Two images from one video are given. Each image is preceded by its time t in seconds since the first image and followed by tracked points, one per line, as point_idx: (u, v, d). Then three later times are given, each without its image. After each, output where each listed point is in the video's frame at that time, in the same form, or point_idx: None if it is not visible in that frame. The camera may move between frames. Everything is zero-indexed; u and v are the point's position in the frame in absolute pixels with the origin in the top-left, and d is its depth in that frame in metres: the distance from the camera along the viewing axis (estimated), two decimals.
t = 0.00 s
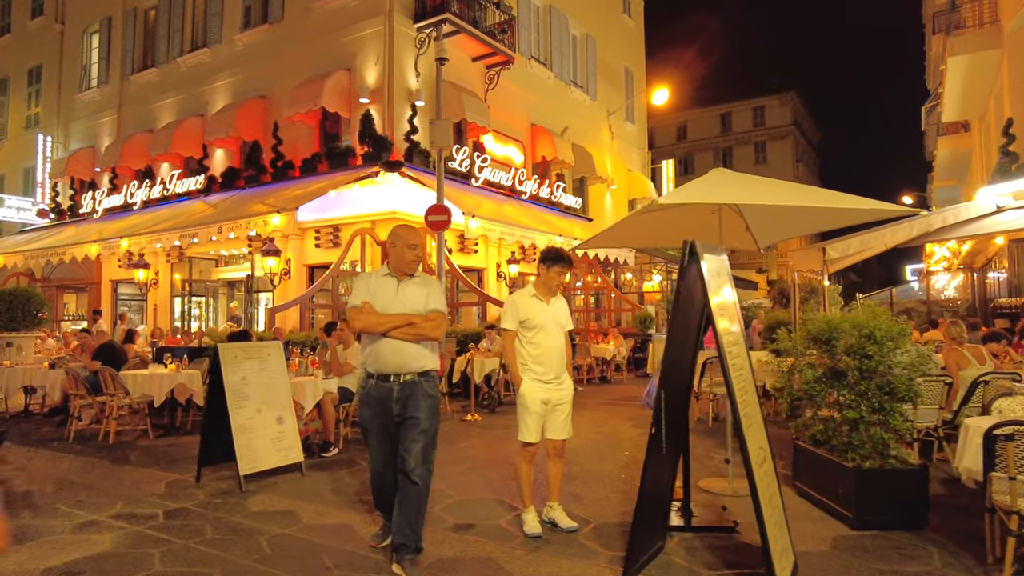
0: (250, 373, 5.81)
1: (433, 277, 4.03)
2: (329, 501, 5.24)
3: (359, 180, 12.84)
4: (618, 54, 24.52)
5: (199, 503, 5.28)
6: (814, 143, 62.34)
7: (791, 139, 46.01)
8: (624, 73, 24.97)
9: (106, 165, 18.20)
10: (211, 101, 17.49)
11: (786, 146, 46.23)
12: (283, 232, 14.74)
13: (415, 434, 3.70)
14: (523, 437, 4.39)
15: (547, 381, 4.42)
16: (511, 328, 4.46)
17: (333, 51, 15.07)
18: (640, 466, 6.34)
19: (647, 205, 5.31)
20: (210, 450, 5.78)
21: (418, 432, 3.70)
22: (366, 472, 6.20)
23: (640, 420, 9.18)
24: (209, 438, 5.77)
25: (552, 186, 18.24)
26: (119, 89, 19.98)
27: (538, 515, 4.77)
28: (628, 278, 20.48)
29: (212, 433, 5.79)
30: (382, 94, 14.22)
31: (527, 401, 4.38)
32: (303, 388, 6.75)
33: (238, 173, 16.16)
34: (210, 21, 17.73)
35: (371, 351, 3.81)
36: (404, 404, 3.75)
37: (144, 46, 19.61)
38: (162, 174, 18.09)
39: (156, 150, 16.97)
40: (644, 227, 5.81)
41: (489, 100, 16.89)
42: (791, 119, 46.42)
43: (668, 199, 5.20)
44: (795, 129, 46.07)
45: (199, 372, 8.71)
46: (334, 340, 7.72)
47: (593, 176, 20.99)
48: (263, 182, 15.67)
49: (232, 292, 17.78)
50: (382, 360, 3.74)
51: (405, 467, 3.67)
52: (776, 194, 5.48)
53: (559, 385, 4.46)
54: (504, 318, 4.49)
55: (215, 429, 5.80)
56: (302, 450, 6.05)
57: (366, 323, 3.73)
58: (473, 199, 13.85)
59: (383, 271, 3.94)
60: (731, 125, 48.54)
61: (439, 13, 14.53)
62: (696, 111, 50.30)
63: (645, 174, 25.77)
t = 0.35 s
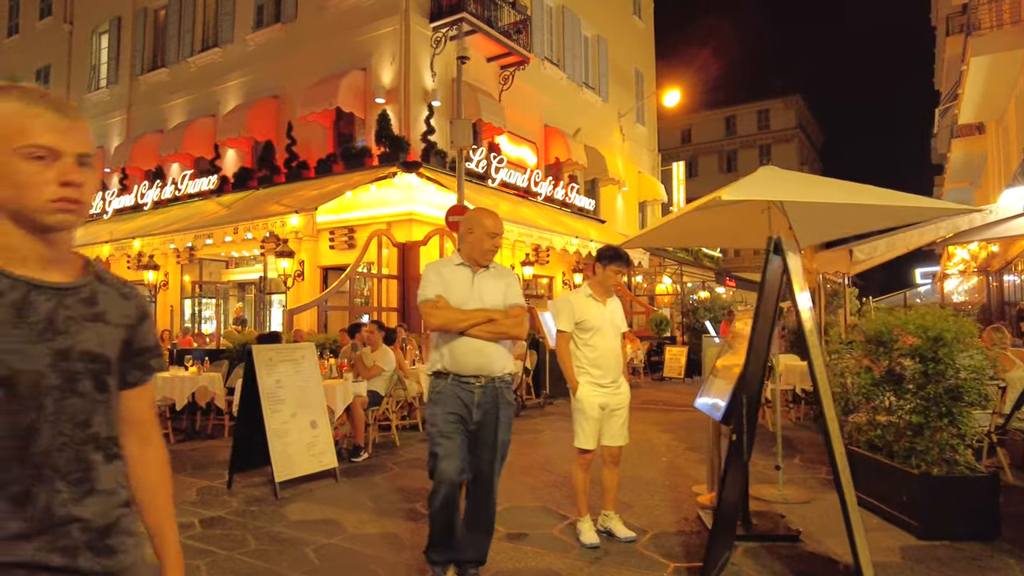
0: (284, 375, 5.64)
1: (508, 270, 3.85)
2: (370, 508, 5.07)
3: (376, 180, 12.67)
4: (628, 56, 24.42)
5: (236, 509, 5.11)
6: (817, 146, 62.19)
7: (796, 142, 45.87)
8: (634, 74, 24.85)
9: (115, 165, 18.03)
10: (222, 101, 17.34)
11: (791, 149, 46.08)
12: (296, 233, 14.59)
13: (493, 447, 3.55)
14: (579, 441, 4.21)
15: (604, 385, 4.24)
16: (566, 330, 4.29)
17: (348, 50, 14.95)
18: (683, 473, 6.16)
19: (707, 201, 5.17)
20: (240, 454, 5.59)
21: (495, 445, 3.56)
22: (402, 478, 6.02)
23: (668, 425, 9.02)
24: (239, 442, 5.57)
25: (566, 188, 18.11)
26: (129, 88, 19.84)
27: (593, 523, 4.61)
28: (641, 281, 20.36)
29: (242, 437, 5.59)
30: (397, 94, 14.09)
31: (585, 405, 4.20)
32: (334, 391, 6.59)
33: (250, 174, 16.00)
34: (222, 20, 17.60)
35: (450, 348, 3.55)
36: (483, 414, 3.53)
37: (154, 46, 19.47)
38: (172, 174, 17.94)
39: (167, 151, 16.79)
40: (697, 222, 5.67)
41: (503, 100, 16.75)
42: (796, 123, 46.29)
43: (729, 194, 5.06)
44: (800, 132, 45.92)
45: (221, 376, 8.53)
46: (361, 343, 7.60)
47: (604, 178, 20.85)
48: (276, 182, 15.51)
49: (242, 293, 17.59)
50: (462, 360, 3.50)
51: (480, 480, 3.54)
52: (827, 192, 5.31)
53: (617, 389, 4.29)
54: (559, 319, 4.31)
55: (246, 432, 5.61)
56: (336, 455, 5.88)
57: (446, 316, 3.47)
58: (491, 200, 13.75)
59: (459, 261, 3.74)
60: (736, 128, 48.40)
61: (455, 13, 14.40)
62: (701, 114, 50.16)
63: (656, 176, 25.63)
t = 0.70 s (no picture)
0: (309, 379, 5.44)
1: (584, 269, 3.68)
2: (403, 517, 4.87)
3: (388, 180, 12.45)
4: (637, 56, 24.27)
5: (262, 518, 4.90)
6: (821, 148, 61.94)
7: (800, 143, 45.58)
8: (643, 75, 24.68)
9: (122, 165, 17.84)
10: (231, 100, 17.15)
11: (795, 151, 45.81)
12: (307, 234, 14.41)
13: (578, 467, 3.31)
14: (631, 449, 4.01)
15: (656, 390, 4.04)
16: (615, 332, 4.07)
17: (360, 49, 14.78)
18: (721, 479, 5.96)
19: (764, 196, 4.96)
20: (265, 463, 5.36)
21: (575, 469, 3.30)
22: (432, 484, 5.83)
23: (694, 429, 8.82)
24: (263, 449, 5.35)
25: (577, 188, 17.92)
26: (135, 88, 19.66)
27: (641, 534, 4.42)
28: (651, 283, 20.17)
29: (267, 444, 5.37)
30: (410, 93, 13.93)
31: (637, 411, 3.99)
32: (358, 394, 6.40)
33: (260, 173, 15.78)
34: (230, 19, 17.43)
35: (541, 365, 3.38)
36: (571, 432, 3.32)
37: (160, 45, 19.29)
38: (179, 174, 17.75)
39: (175, 150, 16.60)
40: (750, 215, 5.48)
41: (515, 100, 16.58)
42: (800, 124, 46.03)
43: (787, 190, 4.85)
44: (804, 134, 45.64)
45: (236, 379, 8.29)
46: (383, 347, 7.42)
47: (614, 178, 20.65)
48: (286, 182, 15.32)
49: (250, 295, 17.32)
50: (549, 377, 3.35)
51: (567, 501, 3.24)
52: (879, 187, 5.07)
53: (670, 394, 4.09)
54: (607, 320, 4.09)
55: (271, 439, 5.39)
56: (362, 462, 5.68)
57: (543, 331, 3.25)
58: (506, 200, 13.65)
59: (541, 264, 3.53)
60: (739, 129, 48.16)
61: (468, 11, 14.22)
62: (704, 116, 49.95)
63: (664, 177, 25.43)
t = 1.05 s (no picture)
0: (331, 386, 5.11)
1: (696, 243, 2.28)
2: (434, 535, 4.51)
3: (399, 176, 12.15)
4: (645, 52, 23.93)
5: (283, 536, 4.54)
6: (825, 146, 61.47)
7: (805, 141, 45.11)
8: (652, 71, 24.36)
9: (124, 163, 17.51)
10: (235, 96, 16.81)
11: (800, 148, 45.34)
12: (314, 233, 14.07)
13: (726, 523, 1.96)
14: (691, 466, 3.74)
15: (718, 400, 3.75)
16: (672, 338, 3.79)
17: (368, 43, 14.45)
18: (769, 491, 5.62)
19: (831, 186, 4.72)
20: (287, 476, 5.01)
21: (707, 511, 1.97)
22: (460, 495, 5.50)
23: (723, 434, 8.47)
24: (284, 461, 5.00)
25: (589, 185, 17.52)
26: (137, 85, 19.33)
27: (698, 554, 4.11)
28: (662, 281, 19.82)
29: (288, 455, 5.02)
30: (420, 88, 13.60)
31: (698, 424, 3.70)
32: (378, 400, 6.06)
33: (266, 170, 15.41)
34: (234, 13, 17.10)
35: (661, 379, 1.96)
36: (706, 467, 1.96)
37: (163, 41, 18.95)
38: (182, 172, 17.43)
39: (178, 148, 16.26)
40: (806, 206, 5.26)
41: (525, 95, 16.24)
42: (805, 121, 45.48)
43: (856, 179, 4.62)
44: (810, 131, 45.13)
45: (247, 383, 7.92)
46: (401, 351, 7.08)
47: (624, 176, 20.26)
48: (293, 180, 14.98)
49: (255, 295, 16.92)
50: (675, 391, 1.96)
51: (712, 572, 1.95)
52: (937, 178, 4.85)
53: (732, 404, 3.77)
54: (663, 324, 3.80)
55: (293, 450, 5.04)
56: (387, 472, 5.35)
57: (673, 327, 1.87)
58: (517, 197, 13.37)
59: (647, 231, 2.10)
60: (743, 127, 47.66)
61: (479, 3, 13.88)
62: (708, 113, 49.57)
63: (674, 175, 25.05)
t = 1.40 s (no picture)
0: (357, 386, 4.83)
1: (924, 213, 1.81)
2: (470, 546, 4.22)
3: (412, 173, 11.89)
4: (654, 50, 23.67)
5: (308, 547, 4.25)
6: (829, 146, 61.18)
7: (811, 141, 44.80)
8: (661, 69, 24.09)
9: (129, 162, 17.25)
10: (242, 93, 16.55)
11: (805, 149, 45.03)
12: (323, 232, 13.80)
13: None
14: (757, 472, 3.48)
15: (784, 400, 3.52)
16: (738, 333, 3.55)
17: (378, 38, 14.19)
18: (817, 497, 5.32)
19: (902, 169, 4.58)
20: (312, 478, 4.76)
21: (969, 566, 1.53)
22: (491, 502, 5.22)
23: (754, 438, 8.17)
24: (308, 463, 4.73)
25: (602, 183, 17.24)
26: (142, 83, 19.08)
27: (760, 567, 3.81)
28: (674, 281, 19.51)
29: (314, 455, 4.76)
30: (432, 84, 13.34)
31: (766, 425, 3.46)
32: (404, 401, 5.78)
33: (274, 168, 15.12)
34: (241, 9, 16.85)
35: (910, 396, 1.51)
36: (969, 516, 1.53)
37: (168, 38, 18.71)
38: (188, 170, 17.17)
39: (184, 146, 16.00)
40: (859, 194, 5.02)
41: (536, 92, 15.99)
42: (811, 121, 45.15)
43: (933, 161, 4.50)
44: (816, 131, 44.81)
45: (261, 384, 7.62)
46: (423, 351, 6.82)
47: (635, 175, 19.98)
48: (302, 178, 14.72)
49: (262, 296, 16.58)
50: (929, 410, 1.52)
51: None
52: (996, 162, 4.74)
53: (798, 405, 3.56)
54: (729, 319, 3.56)
55: (319, 450, 4.78)
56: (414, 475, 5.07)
57: (950, 319, 1.39)
58: (532, 194, 13.14)
59: (873, 195, 1.64)
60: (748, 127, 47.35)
61: None
62: (713, 113, 49.27)
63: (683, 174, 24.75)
